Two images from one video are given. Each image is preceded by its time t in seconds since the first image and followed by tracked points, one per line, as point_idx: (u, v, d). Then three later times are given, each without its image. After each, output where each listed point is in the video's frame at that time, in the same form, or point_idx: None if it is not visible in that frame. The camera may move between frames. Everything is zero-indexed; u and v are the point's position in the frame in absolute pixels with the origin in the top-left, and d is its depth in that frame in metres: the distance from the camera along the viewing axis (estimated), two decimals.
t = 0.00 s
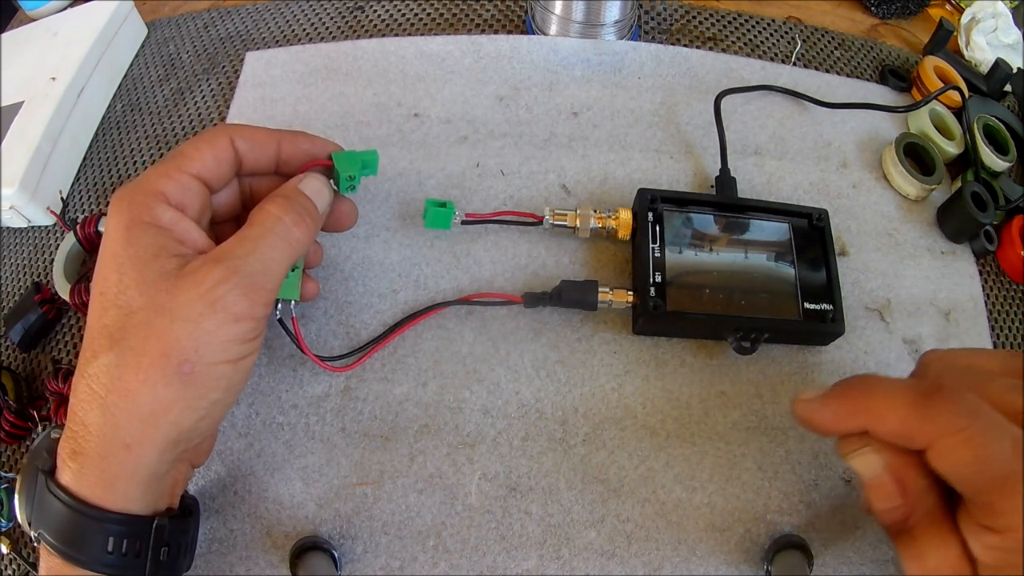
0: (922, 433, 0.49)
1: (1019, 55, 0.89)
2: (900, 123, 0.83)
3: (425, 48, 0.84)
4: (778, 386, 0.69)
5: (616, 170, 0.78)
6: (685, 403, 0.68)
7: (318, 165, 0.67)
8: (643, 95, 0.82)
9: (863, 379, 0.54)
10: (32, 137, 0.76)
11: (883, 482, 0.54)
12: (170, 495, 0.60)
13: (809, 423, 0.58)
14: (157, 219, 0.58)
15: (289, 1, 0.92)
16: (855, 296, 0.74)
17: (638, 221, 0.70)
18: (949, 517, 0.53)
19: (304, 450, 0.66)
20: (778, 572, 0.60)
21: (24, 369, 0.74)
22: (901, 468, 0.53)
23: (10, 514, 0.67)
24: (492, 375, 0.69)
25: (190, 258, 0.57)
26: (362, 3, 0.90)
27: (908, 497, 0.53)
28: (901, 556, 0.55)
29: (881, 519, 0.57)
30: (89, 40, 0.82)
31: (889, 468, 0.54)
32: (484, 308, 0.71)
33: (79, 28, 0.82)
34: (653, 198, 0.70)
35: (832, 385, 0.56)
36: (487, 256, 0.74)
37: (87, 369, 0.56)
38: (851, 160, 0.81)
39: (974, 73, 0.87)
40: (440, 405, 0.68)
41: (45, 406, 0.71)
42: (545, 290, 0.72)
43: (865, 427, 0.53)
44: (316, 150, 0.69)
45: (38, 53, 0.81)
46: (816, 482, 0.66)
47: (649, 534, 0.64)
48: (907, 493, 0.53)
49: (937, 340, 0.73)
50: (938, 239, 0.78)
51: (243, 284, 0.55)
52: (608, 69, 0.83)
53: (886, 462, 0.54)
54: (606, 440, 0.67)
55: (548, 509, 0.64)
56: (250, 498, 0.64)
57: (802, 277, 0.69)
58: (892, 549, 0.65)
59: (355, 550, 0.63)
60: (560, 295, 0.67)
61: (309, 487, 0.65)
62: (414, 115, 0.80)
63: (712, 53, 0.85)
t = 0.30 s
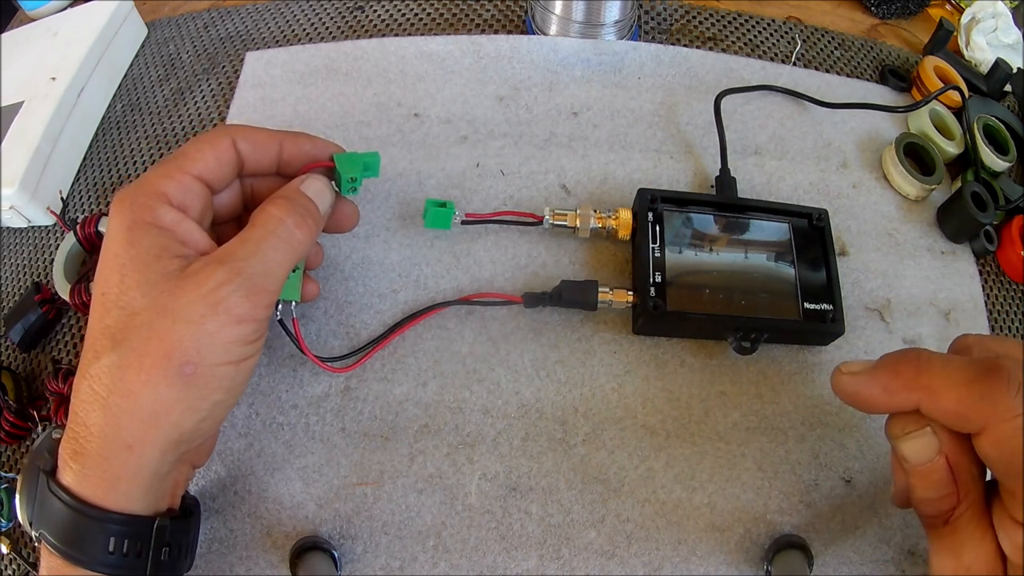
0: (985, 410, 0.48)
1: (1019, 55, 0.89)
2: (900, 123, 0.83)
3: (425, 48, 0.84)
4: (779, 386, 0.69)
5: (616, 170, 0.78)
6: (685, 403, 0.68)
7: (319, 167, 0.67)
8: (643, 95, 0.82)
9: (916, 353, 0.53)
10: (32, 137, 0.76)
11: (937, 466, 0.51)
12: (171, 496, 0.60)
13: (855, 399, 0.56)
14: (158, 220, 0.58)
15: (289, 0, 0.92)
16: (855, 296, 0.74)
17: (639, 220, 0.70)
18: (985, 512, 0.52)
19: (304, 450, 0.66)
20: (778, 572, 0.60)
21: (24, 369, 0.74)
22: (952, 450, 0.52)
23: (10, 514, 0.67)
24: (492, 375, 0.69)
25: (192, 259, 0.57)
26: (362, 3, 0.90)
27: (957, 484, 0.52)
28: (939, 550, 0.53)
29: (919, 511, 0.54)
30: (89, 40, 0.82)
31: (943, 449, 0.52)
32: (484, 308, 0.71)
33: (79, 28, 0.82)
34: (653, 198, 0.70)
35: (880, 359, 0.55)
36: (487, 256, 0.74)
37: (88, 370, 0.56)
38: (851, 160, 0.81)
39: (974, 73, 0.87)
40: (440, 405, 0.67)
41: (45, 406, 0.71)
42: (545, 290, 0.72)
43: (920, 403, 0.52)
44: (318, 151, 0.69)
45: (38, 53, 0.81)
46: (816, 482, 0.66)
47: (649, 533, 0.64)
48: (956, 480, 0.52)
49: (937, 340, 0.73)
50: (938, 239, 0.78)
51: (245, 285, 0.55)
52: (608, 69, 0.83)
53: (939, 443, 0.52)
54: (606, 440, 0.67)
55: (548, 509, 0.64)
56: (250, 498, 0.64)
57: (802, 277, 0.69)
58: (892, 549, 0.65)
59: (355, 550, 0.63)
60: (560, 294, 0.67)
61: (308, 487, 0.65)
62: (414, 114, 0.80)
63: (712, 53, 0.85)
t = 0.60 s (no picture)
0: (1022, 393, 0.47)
1: (1019, 55, 0.89)
2: (900, 123, 0.83)
3: (425, 48, 0.84)
4: (779, 386, 0.69)
5: (616, 170, 0.78)
6: (686, 403, 0.68)
7: (320, 167, 0.67)
8: (643, 95, 0.82)
9: (953, 332, 0.51)
10: (32, 137, 0.76)
11: (974, 453, 0.51)
12: (171, 496, 0.60)
13: (884, 374, 0.54)
14: (160, 220, 0.58)
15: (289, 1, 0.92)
16: (855, 296, 0.74)
17: (639, 220, 0.70)
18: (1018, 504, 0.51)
19: (304, 450, 0.66)
20: (778, 571, 0.60)
21: (23, 370, 0.74)
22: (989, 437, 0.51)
23: (10, 514, 0.67)
24: (492, 375, 0.69)
25: (192, 259, 0.57)
26: (362, 3, 0.90)
27: (992, 472, 0.51)
28: (965, 542, 0.53)
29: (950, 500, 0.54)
30: (89, 40, 0.82)
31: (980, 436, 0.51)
32: (484, 308, 0.71)
33: (79, 28, 0.82)
34: (653, 198, 0.70)
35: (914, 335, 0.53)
36: (487, 256, 0.74)
37: (89, 370, 0.56)
38: (851, 160, 0.81)
39: (974, 73, 0.87)
40: (440, 406, 0.67)
41: (45, 406, 0.71)
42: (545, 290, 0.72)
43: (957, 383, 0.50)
44: (319, 151, 0.68)
45: (38, 53, 0.81)
46: (817, 482, 0.66)
47: (649, 533, 0.64)
48: (991, 468, 0.51)
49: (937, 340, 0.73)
50: (937, 239, 0.78)
51: (246, 285, 0.55)
52: (608, 69, 0.83)
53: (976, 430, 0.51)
54: (606, 440, 0.67)
55: (548, 509, 0.64)
56: (249, 498, 0.64)
57: (802, 277, 0.69)
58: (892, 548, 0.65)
59: (354, 550, 0.63)
60: (560, 294, 0.67)
61: (308, 487, 0.65)
62: (414, 115, 0.80)
63: (712, 53, 0.85)
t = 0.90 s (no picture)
0: None
1: (1019, 55, 0.89)
2: (900, 123, 0.83)
3: (425, 48, 0.84)
4: (779, 386, 0.69)
5: (616, 170, 0.78)
6: (686, 403, 0.68)
7: (321, 168, 0.66)
8: (643, 95, 0.82)
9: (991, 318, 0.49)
10: (32, 137, 0.76)
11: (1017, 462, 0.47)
12: (172, 497, 0.60)
13: (916, 361, 0.52)
14: (161, 220, 0.58)
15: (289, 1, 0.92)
16: (855, 296, 0.74)
17: (638, 220, 0.70)
18: None
19: (304, 449, 0.66)
20: (778, 572, 0.60)
21: (24, 369, 0.74)
22: None
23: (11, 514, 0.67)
24: (492, 375, 0.69)
25: (193, 260, 0.57)
26: (362, 3, 0.90)
27: None
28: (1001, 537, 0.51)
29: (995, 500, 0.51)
30: (89, 40, 0.82)
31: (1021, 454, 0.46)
32: (484, 308, 0.71)
33: (80, 28, 0.82)
34: (653, 198, 0.70)
35: (948, 318, 0.51)
36: (487, 256, 0.74)
37: (90, 371, 0.56)
38: (851, 160, 0.81)
39: (974, 73, 0.87)
40: (440, 405, 0.67)
41: (45, 406, 0.71)
42: (545, 290, 0.72)
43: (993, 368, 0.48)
44: (319, 152, 0.69)
45: (38, 53, 0.81)
46: (817, 482, 0.66)
47: (649, 533, 0.64)
48: None
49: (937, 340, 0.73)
50: (938, 239, 0.78)
51: (247, 286, 0.55)
52: (608, 69, 0.83)
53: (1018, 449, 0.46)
54: (606, 440, 0.67)
55: (548, 509, 0.64)
56: (250, 498, 0.64)
57: (802, 277, 0.69)
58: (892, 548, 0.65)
59: (354, 550, 0.63)
60: (560, 294, 0.67)
61: (309, 487, 0.65)
62: (414, 115, 0.80)
63: (712, 53, 0.85)
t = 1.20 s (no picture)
0: None
1: (1019, 55, 0.89)
2: (900, 124, 0.83)
3: (425, 48, 0.84)
4: (779, 386, 0.69)
5: (616, 170, 0.78)
6: (686, 403, 0.68)
7: (322, 168, 0.67)
8: (643, 95, 0.82)
9: None
10: (32, 137, 0.76)
11: None
12: (172, 497, 0.60)
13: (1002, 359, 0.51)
14: (161, 221, 0.58)
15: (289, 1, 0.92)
16: (855, 296, 0.74)
17: (638, 220, 0.70)
18: None
19: (304, 450, 0.66)
20: (778, 572, 0.60)
21: (24, 370, 0.74)
22: None
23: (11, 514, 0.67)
24: (492, 375, 0.69)
25: (193, 260, 0.57)
26: (362, 3, 0.90)
27: None
28: None
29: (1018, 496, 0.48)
30: (89, 40, 0.82)
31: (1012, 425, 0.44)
32: (484, 308, 0.71)
33: (80, 28, 0.82)
34: (652, 198, 0.70)
35: None
36: (487, 256, 0.74)
37: (90, 371, 0.56)
38: (851, 160, 0.81)
39: (974, 73, 0.87)
40: (440, 405, 0.68)
41: (45, 406, 0.71)
42: (545, 290, 0.72)
43: None
44: (320, 152, 0.69)
45: (38, 53, 0.81)
46: (817, 482, 0.66)
47: (649, 533, 0.64)
48: None
49: (937, 340, 0.73)
50: (938, 239, 0.78)
51: (247, 287, 0.55)
52: (608, 69, 0.83)
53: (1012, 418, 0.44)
54: (606, 440, 0.67)
55: (548, 509, 0.64)
56: (250, 498, 0.64)
57: (801, 277, 0.69)
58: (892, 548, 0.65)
59: (354, 550, 0.63)
60: (560, 294, 0.67)
61: (309, 487, 0.65)
62: (414, 115, 0.80)
63: (712, 53, 0.85)
